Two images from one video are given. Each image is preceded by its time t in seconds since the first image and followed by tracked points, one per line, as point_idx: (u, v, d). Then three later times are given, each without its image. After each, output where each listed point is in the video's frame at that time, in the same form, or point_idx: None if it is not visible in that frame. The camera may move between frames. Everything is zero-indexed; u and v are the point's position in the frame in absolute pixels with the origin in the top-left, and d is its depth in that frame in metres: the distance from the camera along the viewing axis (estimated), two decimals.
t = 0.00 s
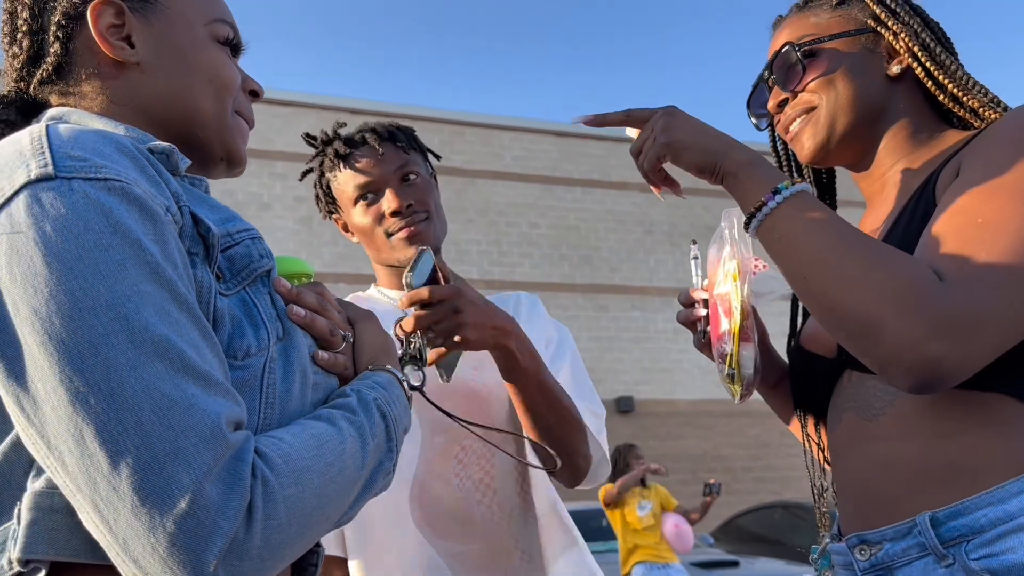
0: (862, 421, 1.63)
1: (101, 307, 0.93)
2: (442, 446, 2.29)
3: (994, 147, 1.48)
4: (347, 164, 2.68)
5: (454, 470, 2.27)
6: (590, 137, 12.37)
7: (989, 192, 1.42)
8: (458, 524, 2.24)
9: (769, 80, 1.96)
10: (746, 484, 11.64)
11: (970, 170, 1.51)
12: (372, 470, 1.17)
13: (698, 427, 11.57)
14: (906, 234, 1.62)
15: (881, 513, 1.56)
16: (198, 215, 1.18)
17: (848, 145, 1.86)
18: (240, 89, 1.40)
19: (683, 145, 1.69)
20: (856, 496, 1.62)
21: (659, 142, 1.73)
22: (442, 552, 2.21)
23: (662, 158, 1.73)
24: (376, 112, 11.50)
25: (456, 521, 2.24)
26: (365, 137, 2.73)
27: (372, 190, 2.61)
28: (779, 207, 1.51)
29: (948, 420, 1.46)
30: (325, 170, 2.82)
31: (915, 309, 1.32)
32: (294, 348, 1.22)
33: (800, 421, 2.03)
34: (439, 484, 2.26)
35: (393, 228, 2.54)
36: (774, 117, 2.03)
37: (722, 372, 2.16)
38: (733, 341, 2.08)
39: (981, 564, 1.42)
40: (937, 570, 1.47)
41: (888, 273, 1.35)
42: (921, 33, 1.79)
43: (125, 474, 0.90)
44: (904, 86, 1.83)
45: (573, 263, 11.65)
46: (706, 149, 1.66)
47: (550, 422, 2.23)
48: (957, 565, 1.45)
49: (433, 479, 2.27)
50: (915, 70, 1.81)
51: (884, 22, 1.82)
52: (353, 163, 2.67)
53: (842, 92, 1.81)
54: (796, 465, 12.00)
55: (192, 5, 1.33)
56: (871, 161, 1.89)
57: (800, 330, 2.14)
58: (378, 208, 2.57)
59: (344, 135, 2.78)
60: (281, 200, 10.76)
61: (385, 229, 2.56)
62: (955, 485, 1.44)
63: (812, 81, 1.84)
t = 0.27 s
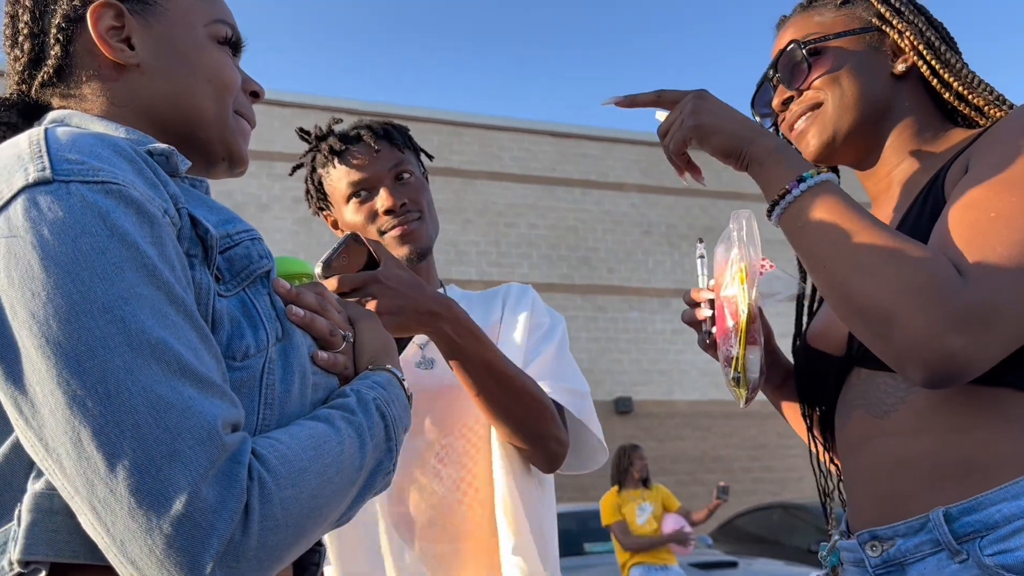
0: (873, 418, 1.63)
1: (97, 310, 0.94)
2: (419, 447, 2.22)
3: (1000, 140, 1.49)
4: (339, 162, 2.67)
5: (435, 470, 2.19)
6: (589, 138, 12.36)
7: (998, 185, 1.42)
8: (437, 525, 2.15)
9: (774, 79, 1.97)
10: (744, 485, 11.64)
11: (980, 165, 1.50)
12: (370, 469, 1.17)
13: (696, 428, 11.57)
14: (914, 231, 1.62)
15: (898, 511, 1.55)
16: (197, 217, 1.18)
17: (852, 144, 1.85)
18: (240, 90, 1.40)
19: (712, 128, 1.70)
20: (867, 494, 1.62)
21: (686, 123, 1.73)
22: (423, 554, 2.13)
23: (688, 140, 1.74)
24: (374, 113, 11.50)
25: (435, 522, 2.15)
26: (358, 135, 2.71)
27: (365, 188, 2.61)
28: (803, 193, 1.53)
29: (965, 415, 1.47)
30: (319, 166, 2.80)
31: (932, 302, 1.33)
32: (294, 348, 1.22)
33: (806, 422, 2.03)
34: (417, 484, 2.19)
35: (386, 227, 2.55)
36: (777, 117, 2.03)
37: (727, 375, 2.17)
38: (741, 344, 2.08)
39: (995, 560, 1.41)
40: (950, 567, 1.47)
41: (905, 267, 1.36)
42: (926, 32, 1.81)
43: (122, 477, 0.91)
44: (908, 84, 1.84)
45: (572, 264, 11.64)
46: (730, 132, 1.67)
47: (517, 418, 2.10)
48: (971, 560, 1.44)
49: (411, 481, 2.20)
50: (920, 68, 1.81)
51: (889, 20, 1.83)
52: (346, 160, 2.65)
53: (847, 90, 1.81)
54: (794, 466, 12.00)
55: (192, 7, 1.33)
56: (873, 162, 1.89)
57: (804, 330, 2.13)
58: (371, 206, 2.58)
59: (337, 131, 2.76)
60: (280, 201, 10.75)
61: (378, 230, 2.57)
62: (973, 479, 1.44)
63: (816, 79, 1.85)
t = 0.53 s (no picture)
0: (873, 418, 1.63)
1: (84, 317, 0.94)
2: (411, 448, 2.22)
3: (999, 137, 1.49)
4: (329, 164, 2.66)
5: (427, 474, 2.19)
6: (588, 139, 12.36)
7: (992, 182, 1.42)
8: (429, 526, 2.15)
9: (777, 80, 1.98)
10: (744, 487, 11.64)
11: (982, 161, 1.50)
12: (362, 472, 1.17)
13: (695, 429, 11.57)
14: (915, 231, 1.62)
15: (897, 509, 1.55)
16: (188, 221, 1.18)
17: (854, 143, 1.85)
18: (235, 92, 1.40)
19: (729, 109, 1.69)
20: (868, 494, 1.62)
21: (705, 103, 1.73)
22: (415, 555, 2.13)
23: (705, 120, 1.73)
24: (373, 114, 11.50)
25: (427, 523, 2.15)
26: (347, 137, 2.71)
27: (356, 189, 2.61)
28: (810, 181, 1.53)
29: (966, 415, 1.46)
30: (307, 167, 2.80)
31: (927, 297, 1.33)
32: (286, 352, 1.23)
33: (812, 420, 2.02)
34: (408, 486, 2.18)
35: (377, 227, 2.55)
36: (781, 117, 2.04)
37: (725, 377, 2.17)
38: (739, 347, 2.08)
39: (992, 562, 1.42)
40: (948, 568, 1.47)
41: (901, 261, 1.36)
42: (929, 31, 1.81)
43: (109, 481, 0.92)
44: (911, 83, 1.83)
45: (571, 265, 11.64)
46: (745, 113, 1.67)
47: (517, 417, 2.10)
48: (968, 562, 1.45)
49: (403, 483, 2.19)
50: (923, 67, 1.81)
51: (892, 19, 1.83)
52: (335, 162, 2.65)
53: (850, 88, 1.82)
54: (794, 467, 11.99)
55: (186, 9, 1.33)
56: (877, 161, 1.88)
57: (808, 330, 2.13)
58: (362, 207, 2.58)
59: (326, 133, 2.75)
60: (279, 202, 10.75)
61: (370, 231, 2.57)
62: (972, 479, 1.44)
63: (819, 78, 1.85)
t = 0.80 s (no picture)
0: (858, 421, 1.64)
1: (83, 320, 0.94)
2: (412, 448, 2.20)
3: (978, 135, 1.48)
4: (335, 163, 2.67)
5: (425, 474, 2.18)
6: (589, 141, 12.36)
7: (963, 180, 1.42)
8: (428, 529, 2.15)
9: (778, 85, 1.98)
10: (745, 488, 11.63)
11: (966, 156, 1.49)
12: (360, 475, 1.17)
13: (695, 430, 11.56)
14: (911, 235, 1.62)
15: (880, 512, 1.56)
16: (187, 225, 1.18)
17: (857, 148, 1.85)
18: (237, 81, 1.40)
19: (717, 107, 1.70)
20: (857, 494, 1.62)
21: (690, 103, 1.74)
22: (413, 556, 2.13)
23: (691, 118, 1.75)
24: (373, 115, 11.50)
25: (426, 525, 2.15)
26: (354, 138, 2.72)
27: (359, 189, 2.61)
28: (780, 179, 1.56)
29: (945, 419, 1.46)
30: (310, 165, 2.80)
31: (872, 295, 1.35)
32: (285, 356, 1.23)
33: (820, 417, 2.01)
34: (407, 488, 2.18)
35: (379, 227, 2.54)
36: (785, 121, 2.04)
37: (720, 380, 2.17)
38: (732, 352, 2.08)
39: (962, 566, 1.43)
40: (921, 571, 1.48)
41: (854, 261, 1.39)
42: (928, 28, 1.79)
43: (105, 483, 0.92)
44: (912, 82, 1.82)
45: (571, 266, 11.63)
46: (730, 110, 1.68)
47: (517, 418, 2.11)
48: (940, 566, 1.45)
49: (403, 483, 2.18)
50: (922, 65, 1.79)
51: (890, 18, 1.83)
52: (341, 161, 2.66)
53: (848, 92, 1.82)
54: (795, 468, 11.99)
55: (179, 7, 1.33)
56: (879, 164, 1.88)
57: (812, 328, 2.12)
58: (364, 207, 2.58)
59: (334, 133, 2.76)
60: (279, 204, 10.75)
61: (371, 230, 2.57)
62: (961, 478, 1.43)
63: (819, 81, 1.85)
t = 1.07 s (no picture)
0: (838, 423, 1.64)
1: (77, 321, 0.95)
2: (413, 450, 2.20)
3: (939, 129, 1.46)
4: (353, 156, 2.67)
5: (426, 476, 2.18)
6: (591, 142, 12.36)
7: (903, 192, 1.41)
8: (429, 531, 2.16)
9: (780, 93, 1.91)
10: (747, 490, 11.62)
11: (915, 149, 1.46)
12: (355, 478, 1.17)
13: (697, 432, 11.55)
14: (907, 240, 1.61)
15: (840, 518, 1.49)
16: (187, 228, 1.19)
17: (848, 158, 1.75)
18: (240, 97, 1.40)
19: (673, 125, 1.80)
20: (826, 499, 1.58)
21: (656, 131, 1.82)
22: (416, 558, 2.15)
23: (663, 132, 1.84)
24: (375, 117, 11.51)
25: (428, 528, 2.16)
26: (374, 137, 2.73)
27: (374, 185, 2.61)
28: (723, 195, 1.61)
29: (900, 421, 1.40)
30: (322, 157, 2.79)
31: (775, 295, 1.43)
32: (283, 357, 1.23)
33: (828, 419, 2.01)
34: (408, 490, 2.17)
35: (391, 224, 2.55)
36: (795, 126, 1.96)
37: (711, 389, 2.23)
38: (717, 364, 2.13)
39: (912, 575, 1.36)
40: None
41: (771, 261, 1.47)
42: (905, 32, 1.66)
43: (98, 483, 0.93)
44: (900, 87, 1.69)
45: (574, 268, 11.62)
46: (704, 131, 1.74)
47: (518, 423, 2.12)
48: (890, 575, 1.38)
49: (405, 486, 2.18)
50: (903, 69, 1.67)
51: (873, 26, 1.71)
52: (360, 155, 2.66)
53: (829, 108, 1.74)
54: (797, 470, 11.98)
55: (189, 16, 1.34)
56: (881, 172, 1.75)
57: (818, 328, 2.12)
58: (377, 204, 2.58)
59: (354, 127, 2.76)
60: (282, 205, 10.77)
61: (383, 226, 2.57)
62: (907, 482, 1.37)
63: (807, 96, 1.80)
